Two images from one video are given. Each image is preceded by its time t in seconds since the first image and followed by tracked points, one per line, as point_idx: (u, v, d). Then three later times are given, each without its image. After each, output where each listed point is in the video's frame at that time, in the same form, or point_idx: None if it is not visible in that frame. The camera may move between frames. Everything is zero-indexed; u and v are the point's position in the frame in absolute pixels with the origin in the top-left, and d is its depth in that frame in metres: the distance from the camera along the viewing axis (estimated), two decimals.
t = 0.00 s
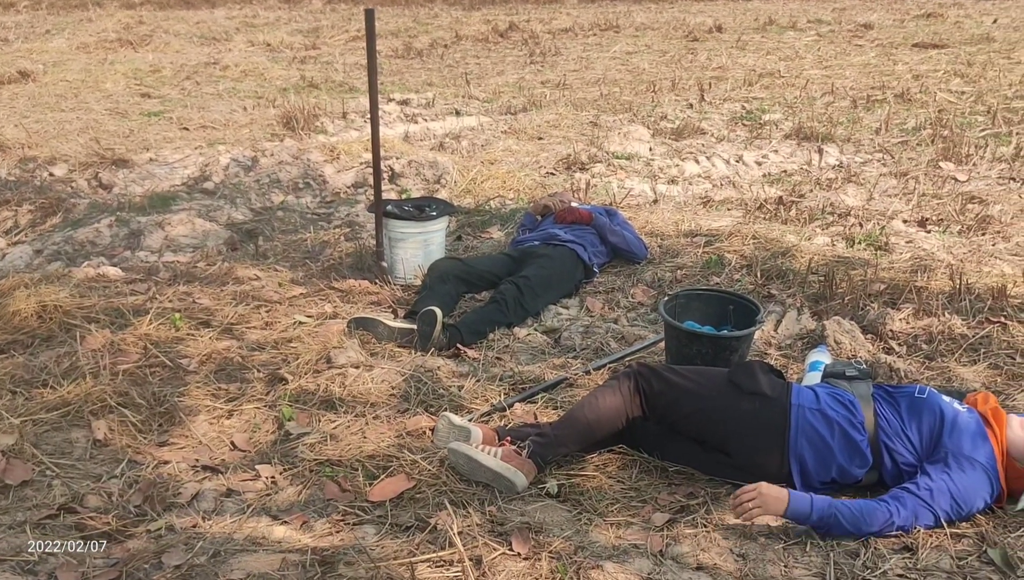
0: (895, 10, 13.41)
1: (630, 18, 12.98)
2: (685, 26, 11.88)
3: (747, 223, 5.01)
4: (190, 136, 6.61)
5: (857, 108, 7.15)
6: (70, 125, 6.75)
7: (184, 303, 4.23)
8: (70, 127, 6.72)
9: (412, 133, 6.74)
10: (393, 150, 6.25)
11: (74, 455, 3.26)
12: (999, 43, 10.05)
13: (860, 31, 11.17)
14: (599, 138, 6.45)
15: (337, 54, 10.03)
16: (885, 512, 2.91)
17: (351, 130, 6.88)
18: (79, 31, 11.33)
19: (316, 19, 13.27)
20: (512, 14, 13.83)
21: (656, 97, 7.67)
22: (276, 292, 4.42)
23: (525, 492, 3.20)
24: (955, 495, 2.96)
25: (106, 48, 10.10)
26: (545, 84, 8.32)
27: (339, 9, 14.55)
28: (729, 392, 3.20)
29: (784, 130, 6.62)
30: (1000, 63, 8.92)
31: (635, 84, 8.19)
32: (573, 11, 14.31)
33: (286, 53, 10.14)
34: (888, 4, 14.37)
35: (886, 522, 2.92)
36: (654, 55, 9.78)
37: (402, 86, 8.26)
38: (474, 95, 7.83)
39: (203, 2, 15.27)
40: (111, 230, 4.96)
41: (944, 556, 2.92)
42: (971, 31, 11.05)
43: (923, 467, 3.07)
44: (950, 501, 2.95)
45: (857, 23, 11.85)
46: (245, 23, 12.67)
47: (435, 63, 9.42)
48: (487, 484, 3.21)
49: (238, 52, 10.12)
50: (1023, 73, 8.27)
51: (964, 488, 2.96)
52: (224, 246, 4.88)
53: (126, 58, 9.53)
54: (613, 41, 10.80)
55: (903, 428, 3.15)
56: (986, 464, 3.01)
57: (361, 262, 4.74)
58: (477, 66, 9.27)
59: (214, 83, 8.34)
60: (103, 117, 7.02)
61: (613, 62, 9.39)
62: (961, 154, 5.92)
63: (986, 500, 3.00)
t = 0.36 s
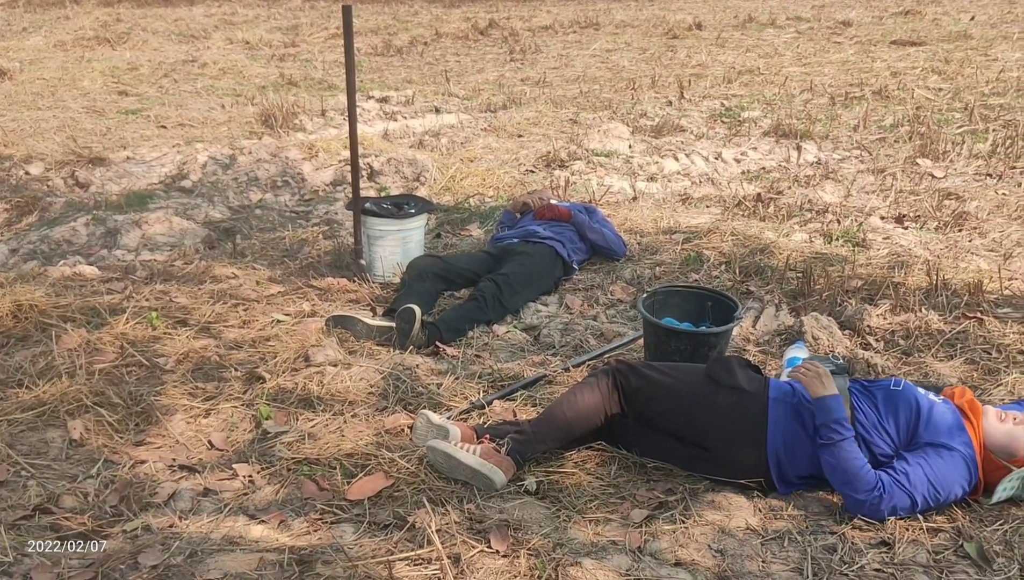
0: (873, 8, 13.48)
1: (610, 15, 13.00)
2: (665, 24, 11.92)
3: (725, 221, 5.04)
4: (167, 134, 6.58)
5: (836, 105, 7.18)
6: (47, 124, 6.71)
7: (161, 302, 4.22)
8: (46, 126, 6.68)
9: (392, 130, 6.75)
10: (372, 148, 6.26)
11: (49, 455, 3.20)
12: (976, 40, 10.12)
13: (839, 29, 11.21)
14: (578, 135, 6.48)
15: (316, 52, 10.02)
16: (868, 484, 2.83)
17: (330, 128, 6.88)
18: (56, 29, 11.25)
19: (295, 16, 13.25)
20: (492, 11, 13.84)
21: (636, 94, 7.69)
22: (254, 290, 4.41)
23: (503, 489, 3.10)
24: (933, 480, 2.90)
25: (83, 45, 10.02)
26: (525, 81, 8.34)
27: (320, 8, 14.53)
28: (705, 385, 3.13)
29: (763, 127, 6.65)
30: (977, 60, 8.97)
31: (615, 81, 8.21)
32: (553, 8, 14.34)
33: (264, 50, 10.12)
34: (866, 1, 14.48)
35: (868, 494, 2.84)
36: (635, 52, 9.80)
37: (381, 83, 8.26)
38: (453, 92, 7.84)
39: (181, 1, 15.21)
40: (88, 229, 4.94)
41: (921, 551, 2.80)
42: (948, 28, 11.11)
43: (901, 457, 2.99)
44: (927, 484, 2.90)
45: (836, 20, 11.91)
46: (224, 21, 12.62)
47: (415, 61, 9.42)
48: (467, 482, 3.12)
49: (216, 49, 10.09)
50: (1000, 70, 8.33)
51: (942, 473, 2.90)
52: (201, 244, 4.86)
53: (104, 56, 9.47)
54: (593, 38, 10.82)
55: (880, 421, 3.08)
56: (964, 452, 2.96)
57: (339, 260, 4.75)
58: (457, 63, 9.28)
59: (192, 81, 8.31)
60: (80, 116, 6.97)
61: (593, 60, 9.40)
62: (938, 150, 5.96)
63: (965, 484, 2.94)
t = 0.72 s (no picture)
0: (860, 9, 13.53)
1: (598, 16, 13.01)
2: (653, 24, 11.93)
3: (713, 221, 5.05)
4: (154, 134, 6.56)
5: (823, 105, 7.20)
6: (33, 124, 6.68)
7: (147, 303, 4.21)
8: (32, 125, 6.65)
9: (379, 130, 6.74)
10: (360, 148, 6.26)
11: (35, 457, 3.18)
12: (962, 41, 10.16)
13: (826, 29, 11.24)
14: (566, 136, 6.48)
15: (304, 52, 10.00)
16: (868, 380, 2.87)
17: (317, 128, 6.86)
18: (42, 28, 11.20)
19: (282, 16, 13.22)
20: (481, 12, 13.83)
21: (624, 94, 7.69)
22: (241, 291, 4.40)
23: (491, 490, 3.08)
24: (922, 449, 2.87)
25: (69, 45, 9.96)
26: (513, 81, 8.33)
27: (308, 7, 14.49)
28: (695, 386, 3.10)
29: (750, 128, 6.66)
30: (963, 61, 9.01)
31: (603, 82, 8.22)
32: (542, 9, 14.35)
33: (252, 50, 10.09)
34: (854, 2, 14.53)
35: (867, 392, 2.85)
36: (623, 52, 9.81)
37: (369, 83, 8.25)
38: (442, 92, 7.84)
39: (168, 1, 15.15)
40: (74, 229, 4.93)
41: (907, 550, 2.77)
42: (934, 29, 11.16)
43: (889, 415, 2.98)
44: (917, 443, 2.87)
45: (823, 21, 11.94)
46: (211, 21, 12.58)
47: (403, 61, 9.41)
48: (454, 483, 3.10)
49: (203, 49, 10.05)
50: (986, 71, 8.37)
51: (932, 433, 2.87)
52: (188, 245, 4.85)
53: (90, 55, 9.42)
54: (581, 39, 10.83)
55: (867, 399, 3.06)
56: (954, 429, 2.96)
57: (327, 260, 4.75)
58: (445, 64, 9.27)
59: (179, 81, 8.28)
60: (67, 116, 6.93)
61: (581, 60, 9.40)
62: (925, 151, 5.98)
63: (951, 473, 2.93)
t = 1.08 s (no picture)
0: (850, 11, 13.59)
1: (589, 17, 13.01)
2: (644, 25, 11.95)
3: (704, 223, 5.07)
4: (144, 135, 6.54)
5: (813, 107, 7.22)
6: (22, 124, 6.65)
7: (137, 304, 4.20)
8: (21, 126, 6.62)
9: (370, 131, 6.73)
10: (351, 149, 6.25)
11: (24, 459, 3.17)
12: (952, 43, 10.20)
13: (816, 31, 11.28)
14: (557, 137, 6.49)
15: (294, 52, 9.97)
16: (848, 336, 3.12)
17: (308, 129, 6.85)
18: (31, 28, 11.14)
19: (273, 17, 13.19)
20: (472, 13, 13.82)
21: (614, 96, 7.70)
22: (231, 292, 4.39)
23: (482, 492, 3.08)
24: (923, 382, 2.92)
25: (58, 45, 9.91)
26: (504, 82, 8.33)
27: (298, 8, 14.46)
28: (687, 386, 3.06)
29: (741, 129, 6.68)
30: (952, 63, 9.06)
31: (593, 83, 8.22)
32: (532, 10, 14.34)
33: (242, 51, 10.06)
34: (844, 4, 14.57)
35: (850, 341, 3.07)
36: (614, 54, 9.82)
37: (360, 84, 8.24)
38: (432, 94, 7.83)
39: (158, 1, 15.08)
40: (64, 230, 4.91)
41: (897, 552, 2.77)
42: (925, 31, 11.21)
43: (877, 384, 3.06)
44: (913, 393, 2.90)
45: (813, 23, 11.98)
46: (201, 22, 12.53)
47: (394, 62, 9.40)
48: (446, 486, 3.09)
49: (193, 49, 10.02)
50: (975, 73, 8.41)
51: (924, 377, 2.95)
52: (178, 246, 4.84)
53: (80, 56, 9.37)
54: (571, 40, 10.83)
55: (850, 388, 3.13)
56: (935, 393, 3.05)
57: (317, 262, 4.75)
58: (436, 65, 9.27)
59: (169, 82, 8.25)
60: (56, 116, 6.90)
61: (572, 61, 9.40)
62: (915, 153, 6.01)
63: (948, 438, 2.94)
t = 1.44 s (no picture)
0: (841, 13, 13.63)
1: (582, 18, 13.01)
2: (636, 28, 11.96)
3: (696, 226, 5.09)
4: (136, 136, 6.51)
5: (806, 110, 7.25)
6: (12, 124, 6.61)
7: (129, 306, 4.18)
8: (11, 126, 6.58)
9: (363, 133, 6.72)
10: (344, 151, 6.25)
11: (16, 463, 3.15)
12: (943, 46, 10.25)
13: (808, 33, 11.31)
14: (550, 140, 6.50)
15: (287, 53, 9.94)
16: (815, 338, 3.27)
17: (300, 130, 6.84)
18: (21, 29, 11.06)
19: (265, 17, 13.14)
20: (464, 14, 13.80)
21: (607, 98, 7.71)
22: (224, 295, 4.39)
23: (476, 495, 3.08)
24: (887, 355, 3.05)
25: (49, 46, 9.84)
26: (497, 84, 8.32)
27: (289, 8, 14.41)
28: (677, 381, 3.07)
29: (733, 132, 6.70)
30: (944, 65, 9.10)
31: (587, 85, 8.23)
32: (525, 11, 14.32)
33: (234, 52, 10.02)
34: (837, 7, 14.59)
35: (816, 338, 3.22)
36: (607, 56, 9.83)
37: (352, 85, 8.22)
38: (425, 95, 7.82)
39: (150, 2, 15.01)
40: (55, 232, 4.89)
41: (890, 555, 2.78)
42: (916, 34, 11.27)
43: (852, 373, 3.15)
44: (884, 364, 3.00)
45: (806, 25, 12.01)
46: (193, 22, 12.47)
47: (386, 63, 9.38)
48: (440, 489, 3.09)
49: (185, 50, 9.97)
50: (967, 76, 8.45)
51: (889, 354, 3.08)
52: (170, 248, 4.83)
53: (70, 56, 9.31)
54: (565, 42, 10.83)
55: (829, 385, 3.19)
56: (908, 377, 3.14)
57: (310, 264, 4.75)
58: (429, 66, 9.25)
59: (161, 83, 8.21)
60: (46, 116, 6.86)
61: (565, 63, 9.40)
62: (907, 156, 6.04)
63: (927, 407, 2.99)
